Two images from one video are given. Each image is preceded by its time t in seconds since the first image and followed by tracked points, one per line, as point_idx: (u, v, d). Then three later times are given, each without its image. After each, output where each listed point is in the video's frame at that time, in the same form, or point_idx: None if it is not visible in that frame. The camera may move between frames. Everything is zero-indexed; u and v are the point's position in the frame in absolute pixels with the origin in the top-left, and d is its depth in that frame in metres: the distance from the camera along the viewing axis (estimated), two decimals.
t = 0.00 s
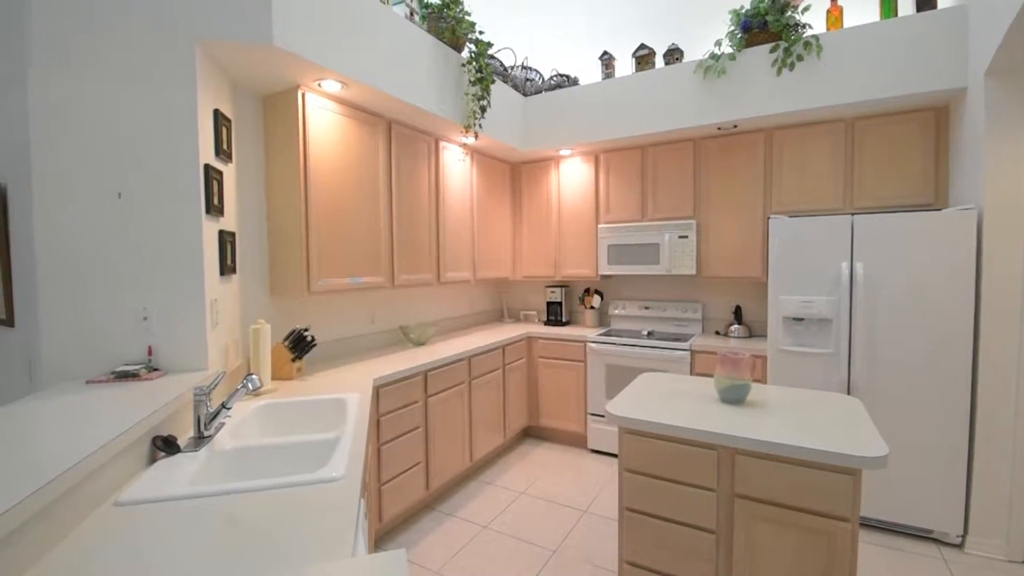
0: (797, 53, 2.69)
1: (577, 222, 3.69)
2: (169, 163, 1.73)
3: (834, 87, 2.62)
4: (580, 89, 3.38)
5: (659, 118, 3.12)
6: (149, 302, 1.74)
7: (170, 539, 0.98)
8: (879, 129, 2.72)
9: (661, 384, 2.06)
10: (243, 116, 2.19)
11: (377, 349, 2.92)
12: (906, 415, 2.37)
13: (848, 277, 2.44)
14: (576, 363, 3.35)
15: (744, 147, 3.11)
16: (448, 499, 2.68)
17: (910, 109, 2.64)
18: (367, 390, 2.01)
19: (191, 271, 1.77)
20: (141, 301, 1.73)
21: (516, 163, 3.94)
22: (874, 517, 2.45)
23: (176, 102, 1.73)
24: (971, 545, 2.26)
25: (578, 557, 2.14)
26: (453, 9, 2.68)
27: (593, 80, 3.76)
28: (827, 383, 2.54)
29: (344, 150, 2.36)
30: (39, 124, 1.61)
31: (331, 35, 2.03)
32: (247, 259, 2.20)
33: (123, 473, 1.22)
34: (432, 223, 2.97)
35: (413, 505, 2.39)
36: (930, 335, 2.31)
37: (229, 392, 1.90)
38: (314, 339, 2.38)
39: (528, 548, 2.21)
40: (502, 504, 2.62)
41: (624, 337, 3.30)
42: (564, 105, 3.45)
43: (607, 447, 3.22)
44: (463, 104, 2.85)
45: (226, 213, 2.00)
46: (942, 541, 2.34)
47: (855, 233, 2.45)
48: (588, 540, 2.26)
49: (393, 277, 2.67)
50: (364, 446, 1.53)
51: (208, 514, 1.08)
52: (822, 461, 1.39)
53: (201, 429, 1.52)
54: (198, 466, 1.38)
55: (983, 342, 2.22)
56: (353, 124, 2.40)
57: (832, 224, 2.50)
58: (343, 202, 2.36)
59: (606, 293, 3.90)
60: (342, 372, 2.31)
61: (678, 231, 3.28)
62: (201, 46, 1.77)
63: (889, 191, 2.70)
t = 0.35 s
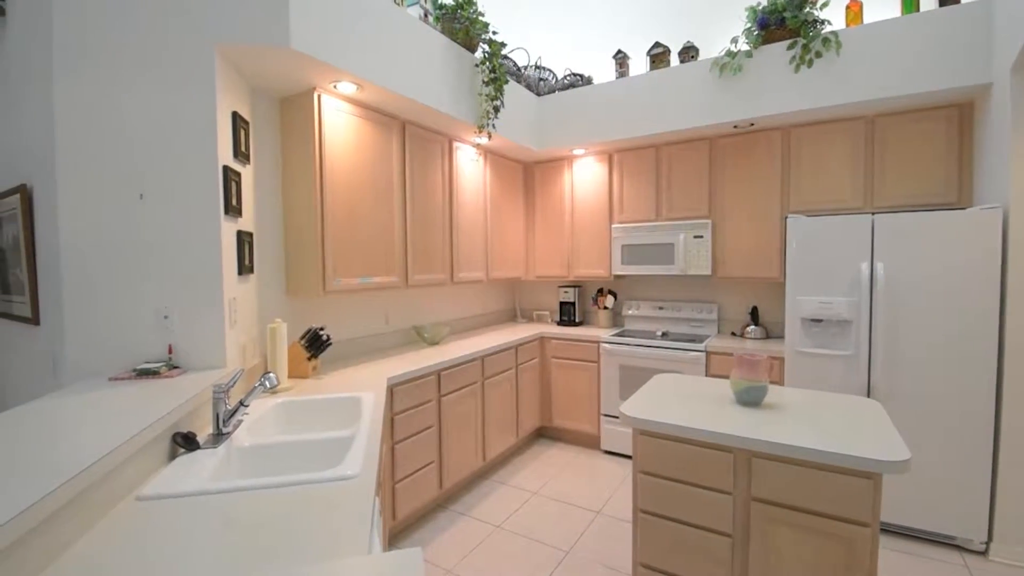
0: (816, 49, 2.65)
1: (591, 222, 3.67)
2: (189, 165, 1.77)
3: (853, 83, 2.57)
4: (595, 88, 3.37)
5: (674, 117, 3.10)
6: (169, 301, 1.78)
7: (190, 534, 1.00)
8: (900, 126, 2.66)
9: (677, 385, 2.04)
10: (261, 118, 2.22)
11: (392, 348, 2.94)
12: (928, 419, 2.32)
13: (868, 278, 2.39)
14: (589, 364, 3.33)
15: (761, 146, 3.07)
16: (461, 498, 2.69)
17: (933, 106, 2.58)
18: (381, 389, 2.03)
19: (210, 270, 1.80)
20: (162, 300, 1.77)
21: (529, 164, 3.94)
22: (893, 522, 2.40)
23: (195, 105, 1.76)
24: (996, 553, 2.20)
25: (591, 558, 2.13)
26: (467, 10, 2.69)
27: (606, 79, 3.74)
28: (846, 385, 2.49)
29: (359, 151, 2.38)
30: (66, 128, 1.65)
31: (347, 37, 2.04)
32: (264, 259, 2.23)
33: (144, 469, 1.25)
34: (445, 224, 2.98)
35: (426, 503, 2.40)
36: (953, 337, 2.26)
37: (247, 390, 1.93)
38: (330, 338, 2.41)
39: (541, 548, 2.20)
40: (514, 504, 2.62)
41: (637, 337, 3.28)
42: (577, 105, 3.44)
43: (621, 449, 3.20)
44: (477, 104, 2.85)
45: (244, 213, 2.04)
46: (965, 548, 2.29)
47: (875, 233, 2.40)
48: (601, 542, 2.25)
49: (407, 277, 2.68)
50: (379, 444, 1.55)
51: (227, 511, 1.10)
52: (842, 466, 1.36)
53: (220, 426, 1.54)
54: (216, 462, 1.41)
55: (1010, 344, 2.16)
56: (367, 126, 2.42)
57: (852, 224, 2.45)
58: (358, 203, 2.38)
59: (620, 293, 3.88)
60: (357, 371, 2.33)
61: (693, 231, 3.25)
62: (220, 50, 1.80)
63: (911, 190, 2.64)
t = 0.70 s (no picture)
0: (835, 45, 2.60)
1: (604, 222, 3.65)
2: (208, 167, 1.80)
3: (874, 80, 2.52)
4: (608, 87, 3.35)
5: (689, 115, 3.07)
6: (189, 300, 1.81)
7: (209, 530, 1.02)
8: (923, 123, 2.60)
9: (692, 386, 2.02)
10: (277, 120, 2.25)
11: (405, 347, 2.96)
12: (951, 423, 2.26)
13: (889, 278, 2.34)
14: (602, 364, 3.32)
15: (778, 144, 3.02)
16: (474, 497, 2.70)
17: (957, 102, 2.52)
18: (395, 387, 2.05)
19: (228, 270, 1.83)
20: (182, 300, 1.80)
21: (542, 163, 3.93)
22: (915, 528, 2.35)
23: (214, 108, 1.79)
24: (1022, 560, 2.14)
25: (605, 559, 2.12)
26: (480, 10, 2.70)
27: (620, 77, 3.72)
28: (866, 388, 2.44)
29: (374, 152, 2.40)
30: (90, 131, 1.69)
31: (362, 39, 2.06)
32: (281, 259, 2.27)
33: (165, 465, 1.27)
34: (458, 224, 2.99)
35: (439, 502, 2.42)
36: (978, 339, 2.20)
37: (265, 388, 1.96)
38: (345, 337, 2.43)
39: (554, 548, 2.20)
40: (527, 504, 2.62)
41: (652, 338, 3.25)
42: (591, 104, 3.42)
43: (634, 450, 3.18)
44: (490, 104, 2.85)
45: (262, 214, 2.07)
46: (989, 555, 2.23)
47: (897, 232, 2.35)
48: (615, 543, 2.24)
49: (421, 277, 2.70)
50: (394, 443, 1.56)
51: (245, 507, 1.12)
52: (863, 470, 1.34)
53: (238, 423, 1.57)
54: (234, 459, 1.43)
55: None
56: (382, 126, 2.44)
57: (872, 223, 2.40)
58: (373, 203, 2.40)
59: (633, 293, 3.85)
60: (371, 370, 2.35)
61: (708, 231, 3.22)
62: (238, 54, 1.83)
63: (934, 188, 2.58)
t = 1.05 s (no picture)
0: (855, 41, 2.55)
1: (618, 221, 3.63)
2: (227, 168, 1.83)
3: (895, 76, 2.47)
4: (622, 86, 3.33)
5: (705, 114, 3.03)
6: (208, 299, 1.84)
7: (228, 525, 1.04)
8: (946, 120, 2.54)
9: (708, 388, 2.00)
10: (294, 122, 2.28)
11: (419, 347, 2.98)
12: (977, 427, 2.20)
13: (911, 279, 2.29)
14: (616, 365, 3.30)
15: (796, 142, 2.97)
16: (487, 497, 2.71)
17: (983, 98, 2.45)
18: (409, 386, 2.06)
19: (245, 270, 1.86)
20: (201, 299, 1.84)
21: (556, 163, 3.92)
22: (937, 535, 2.29)
23: (233, 110, 1.82)
24: None
25: (618, 560, 2.11)
26: (494, 10, 2.70)
27: (634, 76, 3.69)
28: (887, 390, 2.39)
29: (388, 153, 2.42)
30: (114, 134, 1.74)
31: (377, 41, 2.08)
32: (297, 259, 2.30)
33: (184, 461, 1.30)
34: (472, 223, 3.00)
35: (453, 501, 2.42)
36: (1005, 341, 2.14)
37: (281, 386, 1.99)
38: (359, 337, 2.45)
39: (567, 549, 2.19)
40: (540, 504, 2.62)
41: (666, 339, 3.22)
42: (605, 103, 3.40)
43: (648, 451, 3.16)
44: (504, 104, 2.85)
45: (279, 215, 2.09)
46: (1016, 564, 2.16)
47: (919, 232, 2.29)
48: (629, 545, 2.22)
49: (435, 277, 2.71)
50: (408, 441, 1.57)
51: (262, 503, 1.13)
52: (883, 474, 1.31)
53: (256, 420, 1.59)
54: (252, 456, 1.45)
55: None
56: (396, 127, 2.46)
57: (894, 222, 2.35)
58: (387, 204, 2.42)
59: (647, 293, 3.82)
60: (385, 369, 2.37)
61: (724, 230, 3.18)
62: (256, 57, 1.86)
63: (958, 186, 2.51)
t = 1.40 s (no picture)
0: (875, 37, 2.50)
1: (632, 221, 3.61)
2: (244, 169, 1.86)
3: (917, 72, 2.41)
4: (637, 85, 3.30)
5: (720, 112, 3.00)
6: (226, 298, 1.87)
7: (245, 521, 1.06)
8: (971, 116, 2.47)
9: (723, 389, 1.97)
10: (310, 123, 2.31)
11: (432, 346, 2.99)
12: (1002, 432, 2.14)
13: (933, 279, 2.23)
14: (629, 365, 3.28)
15: (814, 140, 2.92)
16: (499, 497, 2.71)
17: (1010, 94, 2.38)
18: (423, 386, 2.07)
19: (263, 270, 1.89)
20: (220, 298, 1.87)
21: (569, 163, 3.91)
22: (961, 542, 2.23)
23: (250, 112, 1.85)
24: None
25: (632, 563, 2.09)
26: (507, 10, 2.71)
27: (648, 74, 3.67)
28: (908, 393, 2.34)
29: (402, 153, 2.43)
30: (136, 137, 1.78)
31: (391, 42, 2.09)
32: (313, 259, 2.32)
33: (203, 457, 1.32)
34: (485, 223, 3.00)
35: (466, 501, 2.43)
36: None
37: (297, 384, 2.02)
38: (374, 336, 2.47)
39: (580, 550, 2.19)
40: (552, 504, 2.61)
41: (680, 340, 3.19)
42: (618, 102, 3.39)
43: (662, 453, 3.13)
44: (517, 104, 2.85)
45: (295, 215, 2.12)
46: None
47: (943, 231, 2.24)
48: (643, 547, 2.21)
49: (448, 276, 2.72)
50: (421, 440, 1.58)
51: (278, 500, 1.15)
52: (905, 479, 1.28)
53: (273, 418, 1.62)
54: (269, 453, 1.48)
55: None
56: (410, 128, 2.47)
57: (916, 221, 2.30)
58: (401, 204, 2.43)
59: (661, 294, 3.79)
60: (399, 368, 2.39)
61: (741, 230, 3.14)
62: (272, 59, 1.88)
63: (983, 185, 2.44)
